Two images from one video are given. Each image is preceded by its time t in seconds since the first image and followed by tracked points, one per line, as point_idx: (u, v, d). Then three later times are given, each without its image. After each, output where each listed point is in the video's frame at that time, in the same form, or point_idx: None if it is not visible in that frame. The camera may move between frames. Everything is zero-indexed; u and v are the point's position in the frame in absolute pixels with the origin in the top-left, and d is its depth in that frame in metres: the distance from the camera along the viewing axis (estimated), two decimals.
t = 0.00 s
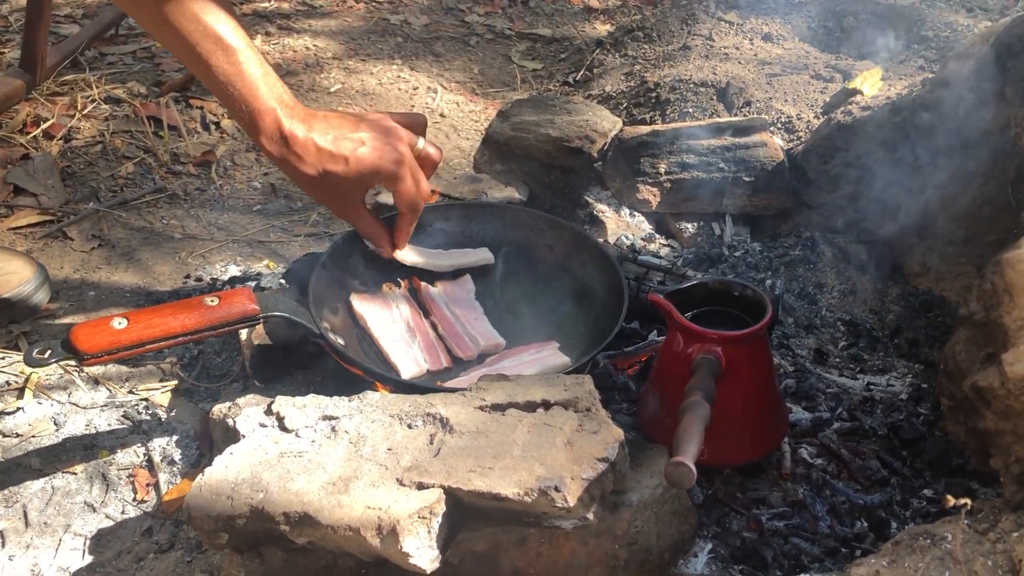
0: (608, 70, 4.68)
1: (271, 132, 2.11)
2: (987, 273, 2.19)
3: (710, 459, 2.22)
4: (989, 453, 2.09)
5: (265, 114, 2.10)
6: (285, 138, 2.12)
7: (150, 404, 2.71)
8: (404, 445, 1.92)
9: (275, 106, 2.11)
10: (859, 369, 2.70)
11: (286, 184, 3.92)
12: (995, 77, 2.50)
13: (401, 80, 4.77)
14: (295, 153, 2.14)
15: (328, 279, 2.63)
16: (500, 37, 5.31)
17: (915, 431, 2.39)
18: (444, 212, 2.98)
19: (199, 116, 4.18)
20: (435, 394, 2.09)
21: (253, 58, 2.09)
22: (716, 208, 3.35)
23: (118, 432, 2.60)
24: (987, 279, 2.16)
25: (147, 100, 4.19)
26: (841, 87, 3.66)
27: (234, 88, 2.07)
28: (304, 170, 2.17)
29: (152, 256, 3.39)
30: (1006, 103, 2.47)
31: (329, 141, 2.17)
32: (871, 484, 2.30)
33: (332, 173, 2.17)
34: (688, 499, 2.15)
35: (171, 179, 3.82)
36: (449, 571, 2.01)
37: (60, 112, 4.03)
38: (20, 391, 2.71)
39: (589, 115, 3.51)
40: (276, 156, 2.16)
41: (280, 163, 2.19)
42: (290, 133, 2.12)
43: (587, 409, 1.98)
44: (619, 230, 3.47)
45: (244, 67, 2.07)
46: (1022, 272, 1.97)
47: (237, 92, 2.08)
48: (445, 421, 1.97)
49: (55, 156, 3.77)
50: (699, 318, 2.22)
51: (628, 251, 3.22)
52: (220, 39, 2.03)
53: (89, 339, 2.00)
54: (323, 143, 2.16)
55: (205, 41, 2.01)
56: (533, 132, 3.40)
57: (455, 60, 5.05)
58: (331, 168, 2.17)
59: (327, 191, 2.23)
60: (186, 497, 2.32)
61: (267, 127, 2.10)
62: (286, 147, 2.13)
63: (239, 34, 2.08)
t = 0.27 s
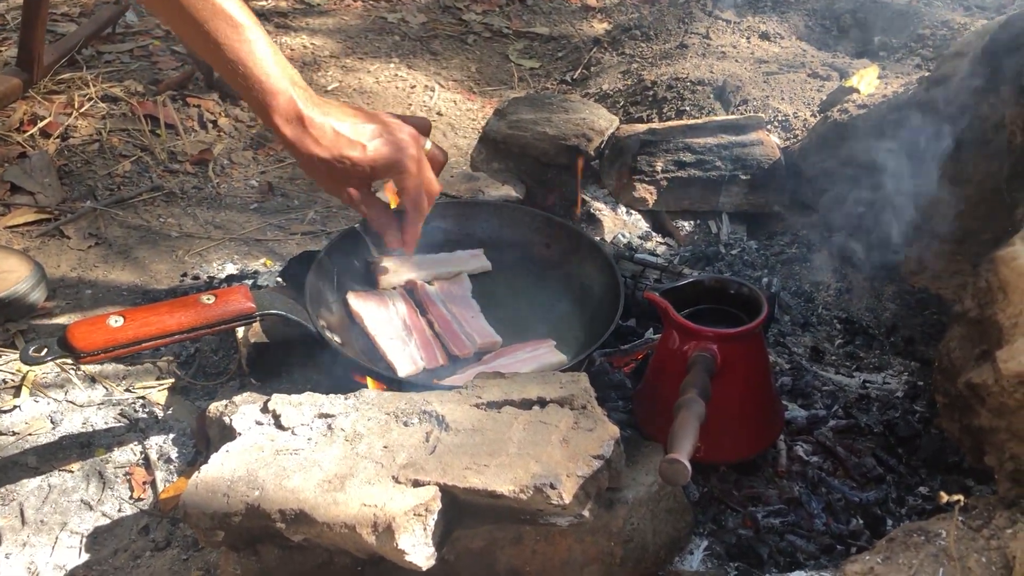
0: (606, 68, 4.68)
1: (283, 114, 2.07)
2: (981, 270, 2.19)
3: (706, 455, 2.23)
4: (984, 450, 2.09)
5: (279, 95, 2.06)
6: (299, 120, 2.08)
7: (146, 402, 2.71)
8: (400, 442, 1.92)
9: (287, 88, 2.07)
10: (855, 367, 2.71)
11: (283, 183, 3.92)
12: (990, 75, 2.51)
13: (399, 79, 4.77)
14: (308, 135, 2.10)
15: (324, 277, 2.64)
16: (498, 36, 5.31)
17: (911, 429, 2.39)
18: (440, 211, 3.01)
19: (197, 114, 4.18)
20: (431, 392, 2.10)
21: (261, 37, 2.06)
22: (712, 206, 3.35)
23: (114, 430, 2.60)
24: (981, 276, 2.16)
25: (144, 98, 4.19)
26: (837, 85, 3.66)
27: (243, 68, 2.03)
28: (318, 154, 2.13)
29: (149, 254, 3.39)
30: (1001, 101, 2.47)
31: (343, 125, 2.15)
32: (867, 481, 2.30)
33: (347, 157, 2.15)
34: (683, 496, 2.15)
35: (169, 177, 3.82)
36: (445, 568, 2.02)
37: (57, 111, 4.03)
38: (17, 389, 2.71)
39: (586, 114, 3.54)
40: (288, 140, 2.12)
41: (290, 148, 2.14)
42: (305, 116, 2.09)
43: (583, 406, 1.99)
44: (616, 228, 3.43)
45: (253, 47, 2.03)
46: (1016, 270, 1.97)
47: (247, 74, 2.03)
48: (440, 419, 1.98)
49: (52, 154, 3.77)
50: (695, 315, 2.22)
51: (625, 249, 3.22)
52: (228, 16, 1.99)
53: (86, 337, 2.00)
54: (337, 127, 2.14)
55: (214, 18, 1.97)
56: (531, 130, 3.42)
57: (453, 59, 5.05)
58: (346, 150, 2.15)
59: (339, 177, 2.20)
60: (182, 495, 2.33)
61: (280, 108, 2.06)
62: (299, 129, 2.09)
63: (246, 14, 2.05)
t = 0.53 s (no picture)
0: (603, 69, 4.68)
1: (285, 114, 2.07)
2: (976, 272, 2.20)
3: (703, 456, 2.23)
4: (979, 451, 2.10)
5: (282, 95, 2.05)
6: (300, 121, 2.07)
7: (142, 402, 2.71)
8: (396, 444, 1.92)
9: (290, 88, 2.07)
10: (851, 368, 2.71)
11: (279, 183, 3.92)
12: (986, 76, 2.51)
13: (396, 79, 4.77)
14: (308, 137, 2.09)
15: (319, 279, 2.65)
16: (495, 36, 5.31)
17: (906, 430, 2.40)
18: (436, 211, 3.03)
19: (193, 114, 4.17)
20: (428, 393, 2.10)
21: (269, 36, 2.06)
22: (709, 207, 3.35)
23: (110, 431, 2.60)
24: (976, 277, 2.17)
25: (140, 98, 4.19)
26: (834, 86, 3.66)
27: (247, 66, 2.04)
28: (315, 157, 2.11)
29: (146, 254, 3.38)
30: (996, 103, 2.48)
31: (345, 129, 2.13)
32: (863, 483, 2.31)
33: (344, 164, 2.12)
34: (679, 497, 2.16)
35: (165, 178, 3.81)
36: (440, 569, 2.02)
37: (54, 110, 4.02)
38: (13, 390, 2.71)
39: (582, 114, 3.54)
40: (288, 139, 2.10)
41: (291, 149, 2.13)
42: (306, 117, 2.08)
43: (578, 407, 1.99)
44: (612, 228, 3.42)
45: (258, 45, 2.03)
46: (1011, 272, 1.98)
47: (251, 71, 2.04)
48: (436, 420, 1.98)
49: (49, 154, 3.77)
50: (691, 316, 2.22)
51: (621, 249, 3.22)
52: (234, 15, 2.00)
53: (81, 338, 1.99)
54: (338, 131, 2.12)
55: (221, 16, 1.99)
56: (527, 131, 3.41)
57: (450, 59, 5.05)
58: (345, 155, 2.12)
59: (338, 183, 2.18)
60: (178, 496, 2.33)
61: (282, 107, 2.06)
62: (299, 130, 2.08)
63: (252, 11, 2.05)
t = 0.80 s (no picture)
0: (603, 69, 4.69)
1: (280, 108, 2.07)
2: (978, 271, 2.20)
3: (704, 455, 2.23)
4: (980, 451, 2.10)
5: (276, 89, 2.06)
6: (295, 115, 2.07)
7: (143, 401, 2.71)
8: (397, 442, 1.92)
9: (285, 81, 2.07)
10: (852, 368, 2.72)
11: (280, 182, 3.92)
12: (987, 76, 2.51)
13: (396, 78, 4.77)
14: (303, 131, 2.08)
15: (320, 278, 2.65)
16: (495, 35, 5.31)
17: (907, 430, 2.40)
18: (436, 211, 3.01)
19: (193, 113, 4.17)
20: (429, 392, 2.10)
21: (262, 28, 2.06)
22: (709, 207, 3.35)
23: (111, 430, 2.60)
24: (978, 277, 2.17)
25: (141, 97, 4.18)
26: (835, 86, 3.67)
27: (243, 59, 2.04)
28: (311, 151, 2.10)
29: (146, 253, 3.38)
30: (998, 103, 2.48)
31: (341, 125, 2.12)
32: (864, 482, 2.31)
33: (342, 158, 2.10)
34: (680, 496, 2.16)
35: (165, 176, 3.81)
36: (441, 568, 2.02)
37: (54, 109, 4.02)
38: (13, 388, 2.71)
39: (583, 113, 3.56)
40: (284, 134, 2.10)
41: (289, 145, 2.12)
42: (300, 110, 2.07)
43: (580, 406, 1.99)
44: (613, 228, 3.38)
45: (253, 38, 2.03)
46: (1013, 272, 1.98)
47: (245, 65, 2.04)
48: (437, 418, 1.98)
49: (49, 152, 3.76)
50: (692, 316, 2.22)
51: (621, 249, 3.22)
52: (227, 8, 2.00)
53: (84, 336, 1.98)
54: (334, 127, 2.11)
55: (212, 8, 1.99)
56: (528, 130, 3.45)
57: (450, 58, 5.05)
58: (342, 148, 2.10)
59: (335, 180, 2.16)
60: (179, 494, 2.32)
61: (277, 101, 2.06)
62: (295, 124, 2.08)
63: (248, 4, 2.05)
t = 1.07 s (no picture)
0: (603, 69, 4.69)
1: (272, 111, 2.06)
2: (977, 271, 2.21)
3: (703, 455, 2.24)
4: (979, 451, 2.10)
5: (270, 92, 2.05)
6: (287, 118, 2.06)
7: (143, 399, 2.71)
8: (398, 441, 1.92)
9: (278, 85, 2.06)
10: (851, 368, 2.72)
11: (280, 181, 3.92)
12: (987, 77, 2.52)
13: (396, 78, 4.77)
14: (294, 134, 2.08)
15: (321, 278, 2.66)
16: (495, 36, 5.32)
17: (906, 430, 2.40)
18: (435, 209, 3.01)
19: (193, 113, 4.17)
20: (429, 390, 2.10)
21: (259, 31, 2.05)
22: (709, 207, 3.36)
23: (111, 428, 2.60)
24: (977, 278, 2.18)
25: (141, 96, 4.18)
26: (834, 88, 3.68)
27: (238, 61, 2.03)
28: (300, 157, 2.11)
29: (146, 252, 3.38)
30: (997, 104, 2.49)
31: (333, 132, 2.12)
32: (862, 482, 2.31)
33: (329, 167, 2.12)
34: (679, 495, 2.16)
35: (166, 175, 3.81)
36: (441, 566, 2.02)
37: (54, 107, 4.02)
38: (13, 386, 2.71)
39: (583, 114, 3.55)
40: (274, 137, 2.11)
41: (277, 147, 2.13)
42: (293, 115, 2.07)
43: (580, 405, 1.99)
44: (613, 227, 3.42)
45: (249, 42, 2.03)
46: (1012, 272, 1.99)
47: (240, 66, 2.04)
48: (438, 417, 1.98)
49: (49, 151, 3.76)
50: (691, 315, 2.22)
51: (619, 250, 3.23)
52: (222, 10, 1.98)
53: (84, 339, 2.00)
54: (325, 133, 2.11)
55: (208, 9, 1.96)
56: (528, 131, 3.42)
57: (450, 58, 5.06)
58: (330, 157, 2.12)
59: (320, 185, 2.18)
60: (179, 492, 2.33)
61: (270, 104, 2.06)
62: (285, 128, 2.08)
63: (246, 7, 2.03)
